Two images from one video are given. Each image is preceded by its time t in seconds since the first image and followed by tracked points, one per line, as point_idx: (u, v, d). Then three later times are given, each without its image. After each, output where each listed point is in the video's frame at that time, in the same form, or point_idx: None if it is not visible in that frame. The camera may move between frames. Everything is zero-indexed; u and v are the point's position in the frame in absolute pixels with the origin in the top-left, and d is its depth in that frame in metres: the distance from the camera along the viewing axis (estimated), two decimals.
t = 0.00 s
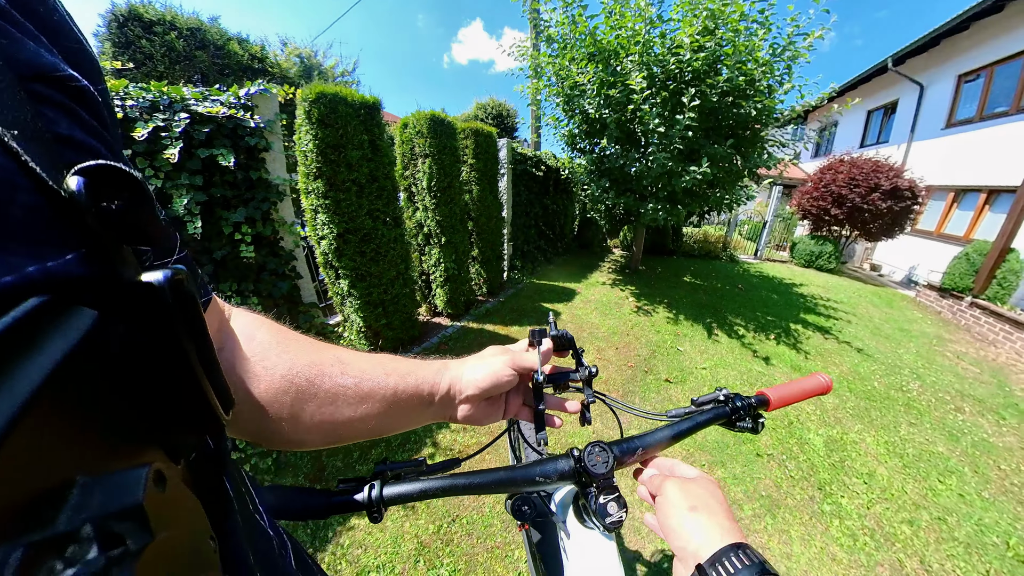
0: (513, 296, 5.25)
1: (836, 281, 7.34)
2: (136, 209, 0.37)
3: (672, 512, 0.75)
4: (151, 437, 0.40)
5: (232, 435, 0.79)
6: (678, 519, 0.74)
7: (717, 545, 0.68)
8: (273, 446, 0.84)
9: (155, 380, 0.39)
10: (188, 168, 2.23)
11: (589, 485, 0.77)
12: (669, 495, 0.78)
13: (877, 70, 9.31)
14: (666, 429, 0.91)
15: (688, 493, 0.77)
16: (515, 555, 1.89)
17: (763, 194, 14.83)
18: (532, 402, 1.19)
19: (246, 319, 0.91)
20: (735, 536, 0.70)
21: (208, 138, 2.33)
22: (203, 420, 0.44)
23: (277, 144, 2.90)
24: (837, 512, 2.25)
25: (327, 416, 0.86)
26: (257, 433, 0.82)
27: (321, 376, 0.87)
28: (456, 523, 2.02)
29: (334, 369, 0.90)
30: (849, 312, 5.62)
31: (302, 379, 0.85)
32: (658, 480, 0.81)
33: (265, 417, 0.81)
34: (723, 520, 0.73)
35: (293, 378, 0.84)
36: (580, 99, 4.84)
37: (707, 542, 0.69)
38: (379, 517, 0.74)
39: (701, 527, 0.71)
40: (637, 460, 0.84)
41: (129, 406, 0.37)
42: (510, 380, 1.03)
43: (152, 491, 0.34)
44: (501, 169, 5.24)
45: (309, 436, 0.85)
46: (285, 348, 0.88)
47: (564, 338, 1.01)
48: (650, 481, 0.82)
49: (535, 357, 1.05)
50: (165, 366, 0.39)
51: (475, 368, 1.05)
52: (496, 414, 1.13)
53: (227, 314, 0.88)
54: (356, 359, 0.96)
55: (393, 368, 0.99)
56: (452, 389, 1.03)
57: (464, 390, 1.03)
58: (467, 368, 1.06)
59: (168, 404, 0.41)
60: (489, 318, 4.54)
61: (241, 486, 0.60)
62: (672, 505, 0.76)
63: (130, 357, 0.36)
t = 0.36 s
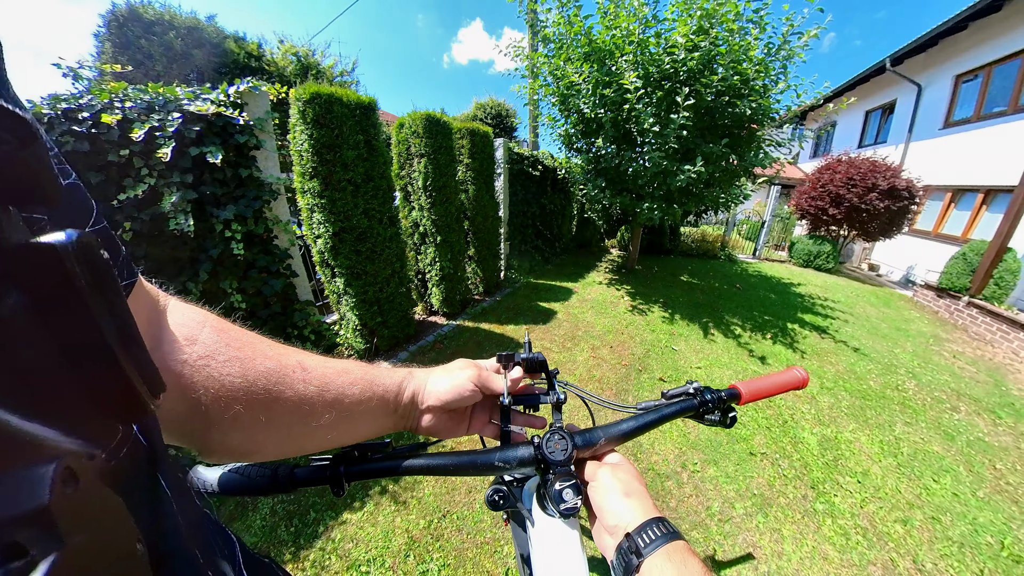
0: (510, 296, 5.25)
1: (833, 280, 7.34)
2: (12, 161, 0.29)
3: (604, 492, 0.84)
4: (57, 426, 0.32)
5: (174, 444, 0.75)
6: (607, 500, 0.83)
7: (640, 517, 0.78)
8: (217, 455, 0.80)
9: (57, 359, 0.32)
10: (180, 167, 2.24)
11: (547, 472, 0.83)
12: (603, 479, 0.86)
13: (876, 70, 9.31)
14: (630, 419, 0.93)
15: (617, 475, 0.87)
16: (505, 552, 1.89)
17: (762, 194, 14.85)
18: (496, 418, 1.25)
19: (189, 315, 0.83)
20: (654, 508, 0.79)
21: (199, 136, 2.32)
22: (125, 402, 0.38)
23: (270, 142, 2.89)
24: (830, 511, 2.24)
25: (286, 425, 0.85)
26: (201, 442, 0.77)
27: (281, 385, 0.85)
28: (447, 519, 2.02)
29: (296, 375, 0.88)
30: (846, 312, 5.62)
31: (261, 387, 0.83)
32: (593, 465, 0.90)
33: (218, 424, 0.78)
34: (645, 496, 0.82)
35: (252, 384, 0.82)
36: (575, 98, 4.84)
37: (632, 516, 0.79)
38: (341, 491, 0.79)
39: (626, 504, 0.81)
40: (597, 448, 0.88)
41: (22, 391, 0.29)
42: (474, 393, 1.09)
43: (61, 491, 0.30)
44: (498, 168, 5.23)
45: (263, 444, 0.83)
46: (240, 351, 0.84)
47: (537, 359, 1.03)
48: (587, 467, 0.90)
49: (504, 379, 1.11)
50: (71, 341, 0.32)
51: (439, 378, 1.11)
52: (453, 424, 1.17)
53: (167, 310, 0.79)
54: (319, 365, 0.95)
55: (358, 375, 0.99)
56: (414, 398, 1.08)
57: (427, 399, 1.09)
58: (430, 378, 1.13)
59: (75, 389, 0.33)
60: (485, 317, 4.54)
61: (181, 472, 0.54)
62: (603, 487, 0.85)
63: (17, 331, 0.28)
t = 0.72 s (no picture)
0: (510, 296, 5.26)
1: (832, 280, 7.35)
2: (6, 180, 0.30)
3: (600, 496, 0.85)
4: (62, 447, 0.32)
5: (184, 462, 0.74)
6: (603, 503, 0.83)
7: (636, 520, 0.78)
8: (228, 468, 0.79)
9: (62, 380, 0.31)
10: (179, 168, 2.24)
11: (543, 472, 0.83)
12: (598, 483, 0.87)
13: (876, 70, 9.31)
14: (625, 422, 0.94)
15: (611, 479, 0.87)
16: (504, 552, 1.90)
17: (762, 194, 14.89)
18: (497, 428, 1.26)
19: (190, 334, 0.81)
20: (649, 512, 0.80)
21: (198, 137, 2.32)
22: (134, 421, 0.37)
23: (270, 143, 2.90)
24: (828, 512, 2.25)
25: (291, 441, 0.83)
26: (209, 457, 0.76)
27: (285, 401, 0.83)
28: (446, 519, 2.02)
29: (299, 392, 0.85)
30: (845, 312, 5.63)
31: (265, 404, 0.80)
32: (587, 469, 0.90)
33: (224, 441, 0.77)
34: (639, 500, 0.83)
35: (255, 403, 0.79)
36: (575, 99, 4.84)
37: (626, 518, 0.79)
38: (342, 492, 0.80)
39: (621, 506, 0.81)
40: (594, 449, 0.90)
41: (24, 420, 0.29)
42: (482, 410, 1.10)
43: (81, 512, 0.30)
44: (498, 169, 5.23)
45: (269, 460, 0.81)
46: (242, 368, 0.82)
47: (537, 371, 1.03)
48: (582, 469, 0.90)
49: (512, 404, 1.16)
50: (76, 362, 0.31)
51: (447, 394, 1.10)
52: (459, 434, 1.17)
53: (168, 330, 0.78)
54: (324, 379, 0.92)
55: (362, 388, 0.96)
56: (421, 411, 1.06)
57: (434, 412, 1.08)
58: (436, 392, 1.11)
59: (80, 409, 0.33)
60: (485, 317, 4.55)
61: (196, 489, 0.56)
62: (598, 492, 0.86)
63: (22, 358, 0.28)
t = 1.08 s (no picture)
0: (510, 296, 5.28)
1: (832, 280, 7.36)
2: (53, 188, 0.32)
3: (610, 508, 0.82)
4: (109, 435, 0.33)
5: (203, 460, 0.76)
6: (613, 517, 0.80)
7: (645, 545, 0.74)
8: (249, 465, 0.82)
9: (110, 376, 0.33)
10: (183, 169, 2.25)
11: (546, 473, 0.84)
12: (609, 494, 0.85)
13: (876, 70, 9.32)
14: (628, 422, 0.94)
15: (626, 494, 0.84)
16: (505, 552, 1.90)
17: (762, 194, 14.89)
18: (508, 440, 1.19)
19: (211, 337, 0.83)
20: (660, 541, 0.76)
21: (201, 138, 2.33)
22: (172, 414, 0.39)
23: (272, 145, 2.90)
24: (828, 511, 2.26)
25: (302, 447, 0.83)
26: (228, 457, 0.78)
27: (296, 408, 0.83)
28: (448, 519, 2.03)
29: (309, 400, 0.85)
30: (845, 312, 5.64)
31: (278, 409, 0.81)
32: (602, 475, 0.88)
33: (238, 443, 0.77)
34: (652, 524, 0.79)
35: (269, 407, 0.81)
36: (574, 99, 4.85)
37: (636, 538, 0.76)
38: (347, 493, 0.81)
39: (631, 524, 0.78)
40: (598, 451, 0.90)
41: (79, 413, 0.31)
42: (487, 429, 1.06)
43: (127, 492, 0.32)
44: (498, 169, 5.24)
45: (283, 461, 0.83)
46: (257, 372, 0.83)
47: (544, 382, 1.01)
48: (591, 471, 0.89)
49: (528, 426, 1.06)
50: (117, 359, 0.33)
51: (456, 410, 1.09)
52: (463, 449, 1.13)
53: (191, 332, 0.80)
54: (335, 387, 0.92)
55: (371, 398, 0.95)
56: (429, 422, 1.06)
57: (441, 425, 1.08)
58: (446, 406, 1.11)
59: (124, 405, 0.35)
60: (485, 318, 4.56)
61: (223, 474, 0.57)
62: (610, 503, 0.83)
63: (73, 355, 0.30)
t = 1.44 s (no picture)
0: (510, 296, 5.28)
1: (832, 280, 7.36)
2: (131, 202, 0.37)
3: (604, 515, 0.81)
4: (162, 421, 0.40)
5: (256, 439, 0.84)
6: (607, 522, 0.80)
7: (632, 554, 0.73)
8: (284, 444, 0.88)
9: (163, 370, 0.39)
10: (189, 171, 2.27)
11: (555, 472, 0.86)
12: (608, 496, 0.84)
13: (876, 70, 9.32)
14: (632, 422, 0.96)
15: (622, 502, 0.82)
16: (508, 552, 1.91)
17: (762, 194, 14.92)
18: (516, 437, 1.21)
19: (258, 328, 0.88)
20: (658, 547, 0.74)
21: (207, 140, 2.34)
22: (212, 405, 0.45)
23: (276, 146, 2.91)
24: (828, 511, 2.27)
25: (338, 431, 0.90)
26: (275, 435, 0.85)
27: (334, 395, 0.90)
28: (450, 518, 2.04)
29: (346, 388, 0.92)
30: (845, 312, 5.65)
31: (320, 395, 0.88)
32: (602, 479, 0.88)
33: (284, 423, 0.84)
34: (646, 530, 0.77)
35: (315, 393, 0.87)
36: (575, 99, 4.86)
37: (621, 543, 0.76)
38: (360, 493, 0.82)
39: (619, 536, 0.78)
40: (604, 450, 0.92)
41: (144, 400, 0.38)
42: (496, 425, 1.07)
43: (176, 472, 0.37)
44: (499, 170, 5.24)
45: (319, 444, 0.89)
46: (300, 362, 0.89)
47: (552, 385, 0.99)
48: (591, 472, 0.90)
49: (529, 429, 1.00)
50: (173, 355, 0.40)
51: (470, 403, 1.10)
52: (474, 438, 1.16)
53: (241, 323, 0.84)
54: (367, 378, 0.98)
55: (398, 389, 1.01)
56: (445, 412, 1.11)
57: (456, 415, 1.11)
58: (463, 398, 1.13)
59: (180, 394, 0.42)
60: (486, 318, 4.57)
61: (263, 468, 0.68)
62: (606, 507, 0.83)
63: (134, 351, 0.37)
